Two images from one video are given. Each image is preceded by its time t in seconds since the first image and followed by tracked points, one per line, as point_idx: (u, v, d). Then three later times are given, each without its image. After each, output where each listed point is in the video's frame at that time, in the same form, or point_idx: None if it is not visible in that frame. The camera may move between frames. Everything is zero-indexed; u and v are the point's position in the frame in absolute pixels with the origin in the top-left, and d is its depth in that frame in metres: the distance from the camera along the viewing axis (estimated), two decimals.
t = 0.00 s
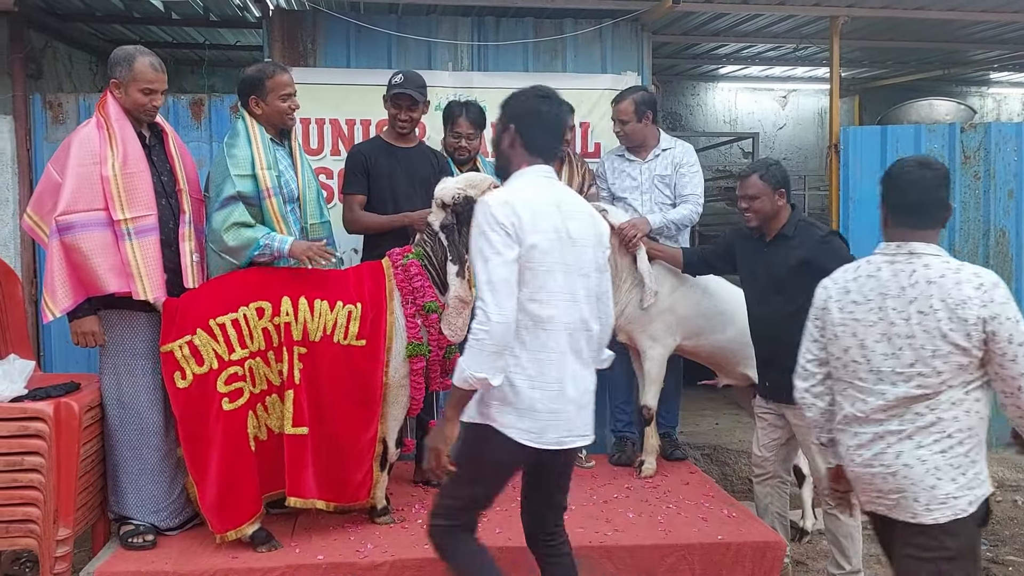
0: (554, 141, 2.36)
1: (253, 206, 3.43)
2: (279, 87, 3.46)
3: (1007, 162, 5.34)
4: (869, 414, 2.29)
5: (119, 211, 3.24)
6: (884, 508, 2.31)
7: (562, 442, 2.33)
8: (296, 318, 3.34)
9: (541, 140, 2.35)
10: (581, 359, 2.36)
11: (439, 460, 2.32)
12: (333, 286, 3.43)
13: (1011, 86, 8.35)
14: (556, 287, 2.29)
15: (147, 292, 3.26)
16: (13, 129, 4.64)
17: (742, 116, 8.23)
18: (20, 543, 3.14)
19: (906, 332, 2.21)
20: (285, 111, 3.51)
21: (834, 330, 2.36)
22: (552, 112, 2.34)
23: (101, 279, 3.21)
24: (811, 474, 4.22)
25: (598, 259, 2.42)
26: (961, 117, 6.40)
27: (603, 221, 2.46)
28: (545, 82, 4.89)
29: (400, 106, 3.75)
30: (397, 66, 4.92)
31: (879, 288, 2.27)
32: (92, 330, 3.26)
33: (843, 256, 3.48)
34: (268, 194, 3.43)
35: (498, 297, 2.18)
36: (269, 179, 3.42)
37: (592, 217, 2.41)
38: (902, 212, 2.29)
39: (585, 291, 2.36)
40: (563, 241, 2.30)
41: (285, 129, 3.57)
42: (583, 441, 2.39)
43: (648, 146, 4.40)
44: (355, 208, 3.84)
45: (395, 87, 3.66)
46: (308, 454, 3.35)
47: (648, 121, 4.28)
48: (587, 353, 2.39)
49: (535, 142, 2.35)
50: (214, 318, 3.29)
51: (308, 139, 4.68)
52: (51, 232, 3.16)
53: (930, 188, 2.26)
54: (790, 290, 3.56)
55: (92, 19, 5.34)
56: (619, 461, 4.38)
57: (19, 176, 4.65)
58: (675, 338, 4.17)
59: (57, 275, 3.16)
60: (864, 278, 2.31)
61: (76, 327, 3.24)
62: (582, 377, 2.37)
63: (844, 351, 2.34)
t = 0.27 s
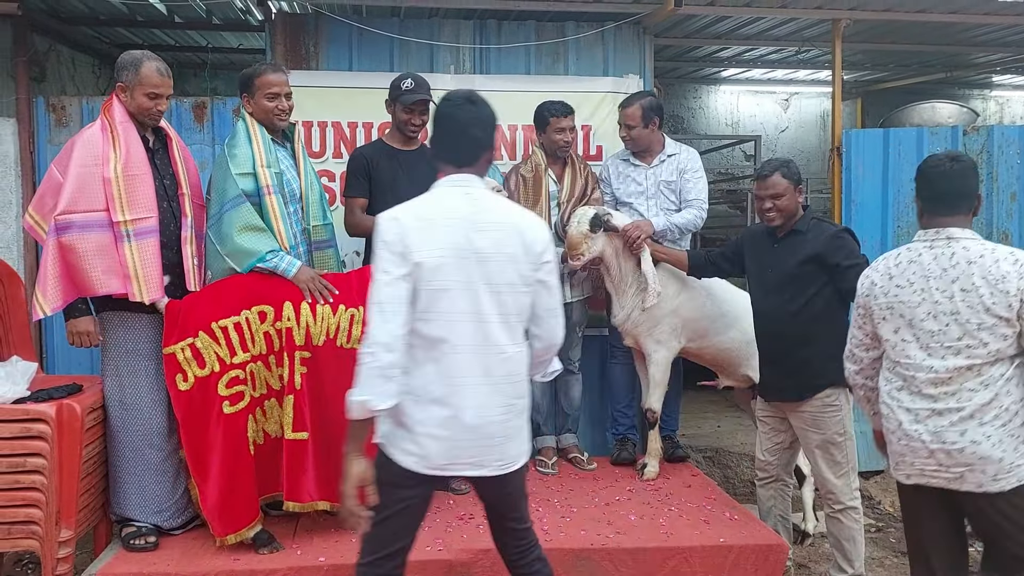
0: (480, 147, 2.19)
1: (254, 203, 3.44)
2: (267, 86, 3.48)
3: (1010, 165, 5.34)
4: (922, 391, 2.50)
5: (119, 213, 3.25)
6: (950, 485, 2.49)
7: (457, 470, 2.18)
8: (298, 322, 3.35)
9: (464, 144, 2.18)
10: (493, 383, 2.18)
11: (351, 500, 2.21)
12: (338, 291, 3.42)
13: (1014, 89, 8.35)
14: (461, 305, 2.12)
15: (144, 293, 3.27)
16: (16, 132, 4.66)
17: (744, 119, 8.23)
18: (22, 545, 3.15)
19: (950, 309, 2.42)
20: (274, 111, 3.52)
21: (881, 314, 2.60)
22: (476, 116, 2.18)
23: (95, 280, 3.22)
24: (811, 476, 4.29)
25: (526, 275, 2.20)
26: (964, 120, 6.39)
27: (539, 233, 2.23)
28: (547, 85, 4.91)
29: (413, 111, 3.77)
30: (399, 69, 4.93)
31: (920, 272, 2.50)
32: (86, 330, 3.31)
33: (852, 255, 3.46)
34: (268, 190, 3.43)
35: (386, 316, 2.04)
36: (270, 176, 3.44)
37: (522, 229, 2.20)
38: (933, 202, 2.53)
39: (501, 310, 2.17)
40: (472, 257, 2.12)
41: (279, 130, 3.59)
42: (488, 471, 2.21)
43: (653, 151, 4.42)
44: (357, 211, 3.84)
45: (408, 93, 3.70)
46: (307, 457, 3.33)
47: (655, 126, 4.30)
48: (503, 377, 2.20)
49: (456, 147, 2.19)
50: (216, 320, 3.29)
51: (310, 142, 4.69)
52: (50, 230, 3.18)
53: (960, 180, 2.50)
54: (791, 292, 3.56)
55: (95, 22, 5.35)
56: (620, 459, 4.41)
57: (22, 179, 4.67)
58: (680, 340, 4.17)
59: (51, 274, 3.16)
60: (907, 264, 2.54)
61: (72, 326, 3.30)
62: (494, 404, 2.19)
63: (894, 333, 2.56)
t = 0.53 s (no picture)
0: (407, 126, 2.02)
1: (255, 201, 3.44)
2: (265, 84, 3.51)
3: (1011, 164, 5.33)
4: (961, 381, 2.62)
5: (127, 210, 3.27)
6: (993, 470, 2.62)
7: (347, 474, 1.99)
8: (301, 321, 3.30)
9: (394, 124, 2.02)
10: (388, 381, 1.97)
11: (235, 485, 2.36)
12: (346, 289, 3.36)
13: (1016, 88, 8.34)
14: (355, 291, 1.95)
15: (151, 289, 3.28)
16: (19, 131, 4.67)
17: (746, 118, 8.23)
18: (26, 543, 3.16)
19: (989, 303, 2.57)
20: (273, 108, 3.54)
21: (916, 306, 2.68)
22: (400, 92, 2.01)
23: (103, 277, 3.22)
24: (809, 475, 4.31)
25: (432, 263, 1.97)
26: (966, 119, 6.39)
27: (453, 219, 1.99)
28: (549, 85, 4.92)
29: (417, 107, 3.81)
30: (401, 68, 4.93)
31: (956, 267, 2.61)
32: (95, 326, 3.26)
33: (858, 255, 3.47)
34: (267, 187, 3.43)
35: (276, 299, 2.03)
36: (269, 173, 3.44)
37: (432, 212, 1.98)
38: (965, 204, 2.68)
39: (400, 301, 1.96)
40: (369, 242, 1.95)
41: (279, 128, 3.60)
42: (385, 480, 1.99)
43: (653, 150, 4.44)
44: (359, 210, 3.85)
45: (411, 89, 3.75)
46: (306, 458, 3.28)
47: (657, 125, 4.32)
48: (402, 375, 1.97)
49: (381, 127, 2.03)
50: (220, 319, 3.30)
51: (313, 141, 4.70)
52: (60, 227, 3.21)
53: (991, 183, 2.67)
54: (793, 291, 3.56)
55: (97, 22, 5.37)
56: (622, 457, 4.44)
57: (25, 179, 4.69)
58: (685, 339, 4.17)
59: (60, 270, 3.17)
60: (942, 260, 2.63)
61: (79, 323, 3.25)
62: (389, 403, 1.97)
63: (928, 326, 2.65)
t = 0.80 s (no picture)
0: (375, 111, 1.97)
1: (255, 200, 3.45)
2: (271, 84, 3.51)
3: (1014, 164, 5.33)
4: (996, 370, 2.92)
5: (135, 209, 3.28)
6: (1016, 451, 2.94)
7: (294, 475, 2.02)
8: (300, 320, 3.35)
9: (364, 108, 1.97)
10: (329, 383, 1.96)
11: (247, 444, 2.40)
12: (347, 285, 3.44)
13: (1019, 88, 8.34)
14: (303, 291, 1.96)
15: (161, 287, 3.30)
16: (24, 131, 4.69)
17: (748, 118, 8.23)
18: (30, 542, 3.17)
19: None
20: (278, 109, 3.55)
21: (959, 299, 2.96)
22: (366, 73, 1.95)
23: (118, 276, 3.25)
24: (810, 474, 4.30)
25: (371, 260, 1.89)
26: (968, 118, 6.39)
27: (393, 211, 1.88)
28: (551, 85, 4.93)
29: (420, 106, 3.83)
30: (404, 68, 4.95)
31: (1000, 267, 2.91)
32: (108, 324, 3.28)
33: (862, 256, 3.49)
34: (269, 188, 3.46)
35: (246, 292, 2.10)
36: (272, 174, 3.46)
37: (375, 205, 1.90)
38: (1005, 206, 2.99)
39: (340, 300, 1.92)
40: (317, 239, 1.93)
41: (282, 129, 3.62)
42: (327, 485, 1.99)
43: (651, 149, 4.45)
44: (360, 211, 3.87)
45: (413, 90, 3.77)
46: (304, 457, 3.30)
47: (658, 120, 4.33)
48: (342, 378, 1.95)
49: (349, 113, 1.98)
50: (222, 319, 3.32)
51: (316, 141, 4.72)
52: (71, 226, 3.21)
53: None
54: (795, 291, 3.57)
55: (102, 23, 5.38)
56: (627, 460, 4.41)
57: (30, 179, 4.71)
58: (689, 340, 4.17)
59: (76, 269, 3.20)
60: (989, 257, 2.93)
61: (93, 321, 3.26)
62: (330, 406, 1.96)
63: (972, 317, 2.95)
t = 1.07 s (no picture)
0: (362, 105, 1.88)
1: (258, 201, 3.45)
2: (273, 84, 3.52)
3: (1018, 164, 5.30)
4: (999, 358, 3.36)
5: (137, 207, 3.29)
6: (1010, 432, 3.37)
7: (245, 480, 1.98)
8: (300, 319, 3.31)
9: (355, 101, 1.87)
10: (278, 390, 1.89)
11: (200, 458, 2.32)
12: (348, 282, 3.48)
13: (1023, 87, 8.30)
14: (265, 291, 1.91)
15: (160, 286, 3.31)
16: (28, 131, 4.71)
17: (751, 118, 8.22)
18: (33, 541, 3.18)
19: None
20: (279, 109, 3.56)
21: (969, 294, 3.38)
22: (356, 62, 1.85)
23: (116, 273, 3.26)
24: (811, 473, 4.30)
25: (323, 266, 1.80)
26: (972, 118, 6.37)
27: (348, 216, 1.77)
28: (553, 85, 4.93)
29: (423, 104, 3.83)
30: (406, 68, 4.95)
31: (1004, 264, 3.34)
32: (110, 321, 3.29)
33: (865, 256, 3.49)
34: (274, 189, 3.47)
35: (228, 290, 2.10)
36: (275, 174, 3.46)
37: (334, 207, 1.80)
38: (1000, 208, 3.43)
39: (291, 305, 1.84)
40: (279, 236, 1.88)
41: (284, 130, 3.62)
42: (271, 495, 1.93)
43: (653, 148, 4.45)
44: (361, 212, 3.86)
45: (415, 90, 3.77)
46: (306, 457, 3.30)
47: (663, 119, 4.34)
48: (290, 387, 1.87)
49: (338, 105, 1.89)
50: (225, 318, 3.31)
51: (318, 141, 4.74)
52: (73, 223, 3.24)
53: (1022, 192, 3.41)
54: (797, 292, 3.56)
55: (106, 23, 5.40)
56: (628, 459, 4.41)
57: (34, 179, 4.73)
58: (694, 340, 4.17)
59: (77, 267, 3.20)
60: (993, 254, 3.36)
61: (94, 318, 3.27)
62: (277, 415, 1.88)
63: (981, 309, 3.37)
